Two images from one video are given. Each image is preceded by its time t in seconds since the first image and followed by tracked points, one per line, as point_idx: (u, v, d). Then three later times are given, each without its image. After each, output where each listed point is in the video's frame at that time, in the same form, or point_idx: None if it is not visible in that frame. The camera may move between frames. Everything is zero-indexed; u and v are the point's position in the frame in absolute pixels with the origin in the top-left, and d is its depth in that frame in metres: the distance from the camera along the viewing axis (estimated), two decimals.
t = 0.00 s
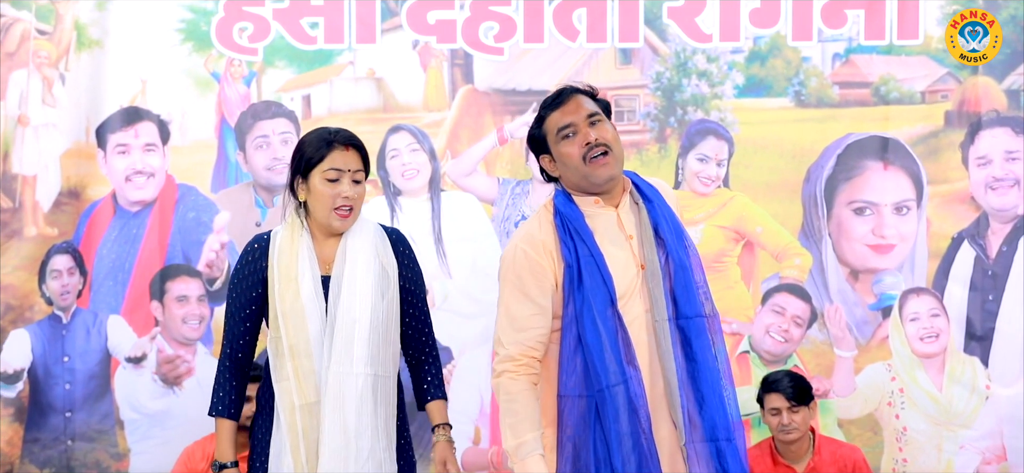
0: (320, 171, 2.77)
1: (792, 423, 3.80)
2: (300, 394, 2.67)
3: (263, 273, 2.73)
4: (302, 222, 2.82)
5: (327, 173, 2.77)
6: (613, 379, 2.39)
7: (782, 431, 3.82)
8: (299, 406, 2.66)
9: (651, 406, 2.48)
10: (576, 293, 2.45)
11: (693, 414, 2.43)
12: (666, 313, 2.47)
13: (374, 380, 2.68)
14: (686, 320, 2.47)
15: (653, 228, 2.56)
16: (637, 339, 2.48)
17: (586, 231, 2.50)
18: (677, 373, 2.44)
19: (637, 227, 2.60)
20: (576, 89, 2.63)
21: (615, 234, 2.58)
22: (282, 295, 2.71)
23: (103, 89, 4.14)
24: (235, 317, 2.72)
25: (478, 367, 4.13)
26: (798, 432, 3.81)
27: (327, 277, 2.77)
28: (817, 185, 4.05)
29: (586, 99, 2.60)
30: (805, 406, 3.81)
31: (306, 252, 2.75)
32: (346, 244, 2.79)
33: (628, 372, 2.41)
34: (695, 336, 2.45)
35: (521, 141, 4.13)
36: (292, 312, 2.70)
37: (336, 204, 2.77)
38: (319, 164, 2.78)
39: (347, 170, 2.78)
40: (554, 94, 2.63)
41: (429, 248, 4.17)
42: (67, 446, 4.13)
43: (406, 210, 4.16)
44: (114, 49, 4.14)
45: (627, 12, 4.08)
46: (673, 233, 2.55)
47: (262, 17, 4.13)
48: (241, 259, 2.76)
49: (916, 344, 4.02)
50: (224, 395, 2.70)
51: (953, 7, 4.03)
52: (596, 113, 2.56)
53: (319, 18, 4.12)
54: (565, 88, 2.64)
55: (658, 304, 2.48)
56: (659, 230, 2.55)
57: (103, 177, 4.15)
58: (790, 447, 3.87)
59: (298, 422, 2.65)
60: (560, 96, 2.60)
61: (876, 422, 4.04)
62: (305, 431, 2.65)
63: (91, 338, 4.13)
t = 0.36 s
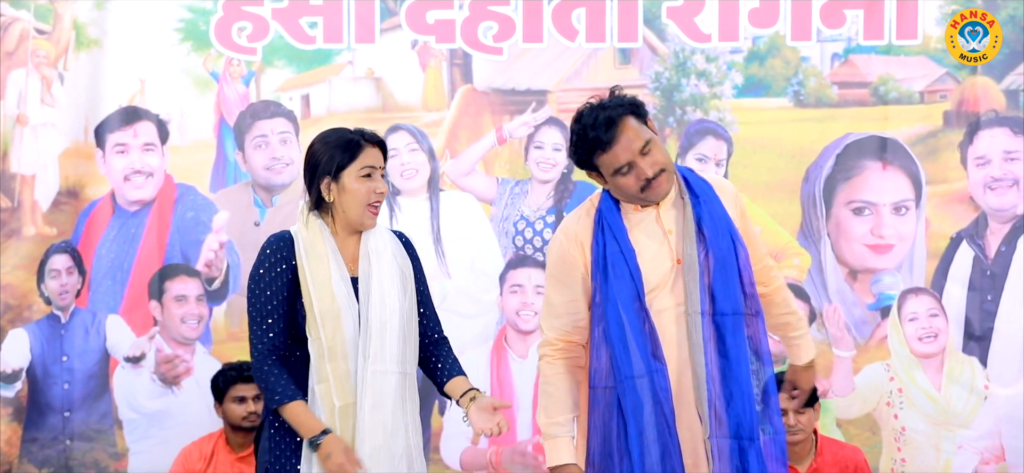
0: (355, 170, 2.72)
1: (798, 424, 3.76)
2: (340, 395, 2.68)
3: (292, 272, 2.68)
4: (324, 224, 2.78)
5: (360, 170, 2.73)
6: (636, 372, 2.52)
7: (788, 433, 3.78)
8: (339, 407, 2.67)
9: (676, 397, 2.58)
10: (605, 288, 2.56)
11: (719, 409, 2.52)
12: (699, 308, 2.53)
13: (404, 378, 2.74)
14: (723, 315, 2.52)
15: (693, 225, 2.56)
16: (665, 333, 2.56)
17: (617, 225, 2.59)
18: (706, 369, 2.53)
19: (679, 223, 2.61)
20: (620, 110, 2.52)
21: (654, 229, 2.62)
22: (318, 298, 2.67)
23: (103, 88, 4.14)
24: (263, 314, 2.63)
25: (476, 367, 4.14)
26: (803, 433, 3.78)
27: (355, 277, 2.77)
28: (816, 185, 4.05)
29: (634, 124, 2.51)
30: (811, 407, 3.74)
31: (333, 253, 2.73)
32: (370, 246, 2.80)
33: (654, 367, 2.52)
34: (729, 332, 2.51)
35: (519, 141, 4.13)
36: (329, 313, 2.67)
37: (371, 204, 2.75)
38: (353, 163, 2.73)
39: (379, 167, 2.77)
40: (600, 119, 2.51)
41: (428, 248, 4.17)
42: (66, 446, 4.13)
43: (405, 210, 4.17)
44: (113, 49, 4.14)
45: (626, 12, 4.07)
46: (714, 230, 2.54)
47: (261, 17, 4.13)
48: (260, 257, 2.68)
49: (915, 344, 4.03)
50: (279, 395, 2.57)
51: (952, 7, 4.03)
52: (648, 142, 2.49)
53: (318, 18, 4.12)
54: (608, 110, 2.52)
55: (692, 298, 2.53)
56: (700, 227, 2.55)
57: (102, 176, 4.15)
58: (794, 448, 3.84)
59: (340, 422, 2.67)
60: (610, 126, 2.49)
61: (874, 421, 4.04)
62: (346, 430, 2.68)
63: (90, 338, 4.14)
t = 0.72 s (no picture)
0: (375, 166, 2.71)
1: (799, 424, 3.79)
2: (370, 389, 2.69)
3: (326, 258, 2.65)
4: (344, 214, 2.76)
5: (381, 166, 2.72)
6: (634, 364, 2.60)
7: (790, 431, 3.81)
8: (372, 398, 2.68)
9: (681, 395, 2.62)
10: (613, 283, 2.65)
11: (725, 421, 2.55)
12: (710, 320, 2.57)
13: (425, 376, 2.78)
14: (733, 331, 2.55)
15: (711, 240, 2.62)
16: (674, 331, 2.63)
17: (637, 224, 2.66)
18: (711, 371, 2.56)
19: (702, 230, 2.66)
20: (676, 131, 2.49)
21: (673, 232, 2.68)
22: (350, 291, 2.66)
23: (101, 84, 4.13)
24: (318, 293, 2.59)
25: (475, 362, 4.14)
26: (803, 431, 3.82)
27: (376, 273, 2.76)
28: (815, 181, 4.05)
29: (685, 148, 2.50)
30: (812, 405, 3.82)
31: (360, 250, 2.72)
32: (383, 241, 2.80)
33: (655, 364, 2.59)
34: (739, 348, 2.53)
35: (518, 138, 4.13)
36: (359, 307, 2.67)
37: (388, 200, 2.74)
38: (372, 159, 2.71)
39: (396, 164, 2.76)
40: (656, 135, 2.49)
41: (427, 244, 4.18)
42: (65, 441, 4.13)
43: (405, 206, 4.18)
44: (112, 44, 4.13)
45: (625, 8, 4.07)
46: (732, 247, 2.58)
47: (260, 13, 4.12)
48: (300, 239, 2.64)
49: (913, 340, 4.04)
50: (379, 344, 2.55)
51: (952, 3, 4.02)
52: (689, 170, 2.52)
53: (317, 14, 4.12)
54: (666, 127, 2.49)
55: (704, 307, 2.58)
56: (718, 241, 2.60)
57: (100, 172, 4.14)
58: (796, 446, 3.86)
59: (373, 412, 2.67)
60: (662, 148, 2.48)
61: (872, 418, 4.05)
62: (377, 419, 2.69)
63: (88, 333, 4.14)
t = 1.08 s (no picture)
0: (387, 163, 2.72)
1: (800, 423, 3.81)
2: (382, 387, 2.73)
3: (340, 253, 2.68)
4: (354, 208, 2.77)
5: (392, 163, 2.74)
6: (627, 344, 2.66)
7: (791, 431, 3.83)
8: (387, 397, 2.74)
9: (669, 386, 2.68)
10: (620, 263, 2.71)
11: (706, 415, 2.65)
12: (703, 316, 2.64)
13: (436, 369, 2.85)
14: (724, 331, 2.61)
15: (716, 239, 2.66)
16: (666, 322, 2.69)
17: (651, 210, 2.71)
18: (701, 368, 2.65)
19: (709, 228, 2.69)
20: (723, 127, 2.50)
21: (682, 225, 2.72)
22: (365, 288, 2.71)
23: (101, 84, 4.13)
24: (337, 291, 2.63)
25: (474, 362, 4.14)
26: (804, 433, 3.84)
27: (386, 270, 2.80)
28: (815, 181, 4.04)
29: (723, 146, 2.51)
30: (814, 406, 3.83)
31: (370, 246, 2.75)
32: (394, 238, 2.86)
33: (649, 347, 2.66)
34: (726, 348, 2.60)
35: (517, 137, 4.12)
36: (372, 303, 2.71)
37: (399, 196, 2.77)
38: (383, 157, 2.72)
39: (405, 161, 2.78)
40: (701, 123, 2.50)
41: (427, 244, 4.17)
42: (65, 441, 4.13)
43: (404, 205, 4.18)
44: (112, 43, 4.13)
45: (625, 8, 4.07)
46: (733, 248, 2.62)
47: (260, 13, 4.12)
48: (315, 238, 2.66)
49: (913, 340, 4.03)
50: (403, 340, 2.60)
51: (952, 3, 4.02)
52: (718, 168, 2.53)
53: (317, 14, 4.11)
54: (715, 120, 2.50)
55: (698, 304, 2.65)
56: (721, 241, 2.64)
57: (100, 172, 4.14)
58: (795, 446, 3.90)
59: (388, 412, 2.73)
60: (700, 137, 2.49)
61: (872, 417, 4.05)
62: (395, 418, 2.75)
63: (88, 333, 4.14)
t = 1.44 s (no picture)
0: (393, 164, 2.72)
1: (800, 427, 3.84)
2: (386, 387, 2.73)
3: (346, 253, 2.68)
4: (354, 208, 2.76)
5: (398, 163, 2.73)
6: (594, 340, 2.84)
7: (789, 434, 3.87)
8: (389, 398, 2.73)
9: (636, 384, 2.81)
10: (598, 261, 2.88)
11: (672, 413, 2.75)
12: (672, 317, 2.76)
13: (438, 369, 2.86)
14: (693, 332, 2.72)
15: (690, 240, 2.78)
16: (636, 322, 2.82)
17: (631, 210, 2.87)
18: (669, 370, 2.75)
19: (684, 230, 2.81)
20: (687, 126, 2.64)
21: (659, 225, 2.85)
22: (369, 289, 2.71)
23: (101, 84, 4.13)
24: (343, 291, 2.62)
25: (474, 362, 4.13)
26: (804, 435, 3.87)
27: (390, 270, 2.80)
28: (815, 181, 4.05)
29: (686, 144, 2.65)
30: (813, 409, 3.83)
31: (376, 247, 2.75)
32: (394, 237, 2.85)
33: (614, 344, 2.82)
34: (696, 348, 2.71)
35: (517, 137, 4.13)
36: (377, 303, 2.71)
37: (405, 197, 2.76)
38: (390, 157, 2.72)
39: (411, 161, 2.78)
40: (665, 121, 2.65)
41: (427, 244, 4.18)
42: (65, 441, 4.13)
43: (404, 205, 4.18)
44: (112, 44, 4.13)
45: (625, 8, 4.07)
46: (706, 250, 2.74)
47: (259, 12, 4.12)
48: (322, 237, 2.65)
49: (913, 340, 4.03)
50: (408, 341, 2.61)
51: (951, 3, 4.02)
52: (680, 165, 2.66)
53: (317, 14, 4.11)
54: (679, 120, 2.64)
55: (669, 305, 2.77)
56: (693, 243, 2.76)
57: (100, 172, 4.14)
58: (794, 448, 3.94)
59: (391, 413, 2.73)
60: (662, 135, 2.64)
61: (872, 417, 4.05)
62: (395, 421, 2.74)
63: (88, 333, 4.14)
